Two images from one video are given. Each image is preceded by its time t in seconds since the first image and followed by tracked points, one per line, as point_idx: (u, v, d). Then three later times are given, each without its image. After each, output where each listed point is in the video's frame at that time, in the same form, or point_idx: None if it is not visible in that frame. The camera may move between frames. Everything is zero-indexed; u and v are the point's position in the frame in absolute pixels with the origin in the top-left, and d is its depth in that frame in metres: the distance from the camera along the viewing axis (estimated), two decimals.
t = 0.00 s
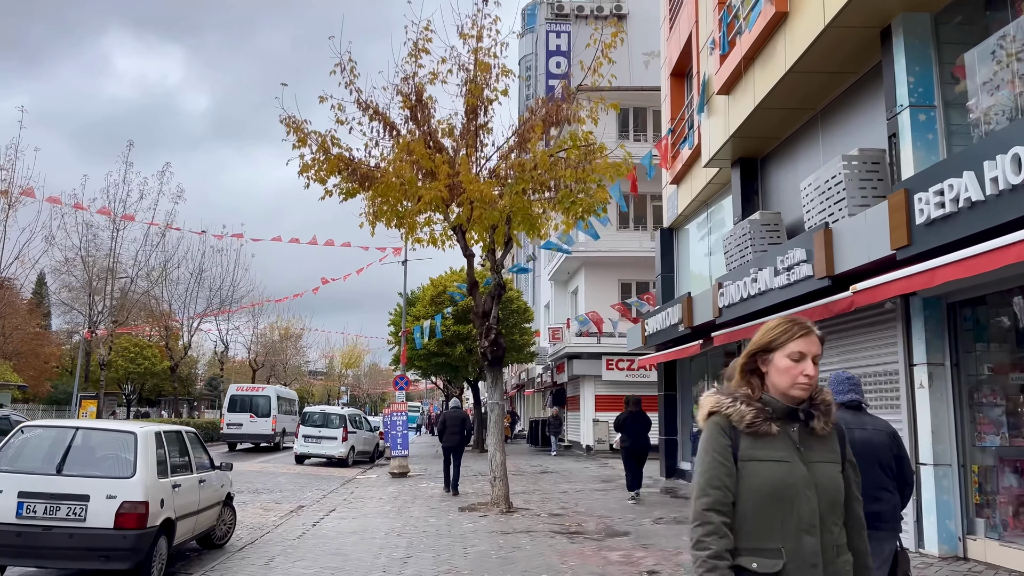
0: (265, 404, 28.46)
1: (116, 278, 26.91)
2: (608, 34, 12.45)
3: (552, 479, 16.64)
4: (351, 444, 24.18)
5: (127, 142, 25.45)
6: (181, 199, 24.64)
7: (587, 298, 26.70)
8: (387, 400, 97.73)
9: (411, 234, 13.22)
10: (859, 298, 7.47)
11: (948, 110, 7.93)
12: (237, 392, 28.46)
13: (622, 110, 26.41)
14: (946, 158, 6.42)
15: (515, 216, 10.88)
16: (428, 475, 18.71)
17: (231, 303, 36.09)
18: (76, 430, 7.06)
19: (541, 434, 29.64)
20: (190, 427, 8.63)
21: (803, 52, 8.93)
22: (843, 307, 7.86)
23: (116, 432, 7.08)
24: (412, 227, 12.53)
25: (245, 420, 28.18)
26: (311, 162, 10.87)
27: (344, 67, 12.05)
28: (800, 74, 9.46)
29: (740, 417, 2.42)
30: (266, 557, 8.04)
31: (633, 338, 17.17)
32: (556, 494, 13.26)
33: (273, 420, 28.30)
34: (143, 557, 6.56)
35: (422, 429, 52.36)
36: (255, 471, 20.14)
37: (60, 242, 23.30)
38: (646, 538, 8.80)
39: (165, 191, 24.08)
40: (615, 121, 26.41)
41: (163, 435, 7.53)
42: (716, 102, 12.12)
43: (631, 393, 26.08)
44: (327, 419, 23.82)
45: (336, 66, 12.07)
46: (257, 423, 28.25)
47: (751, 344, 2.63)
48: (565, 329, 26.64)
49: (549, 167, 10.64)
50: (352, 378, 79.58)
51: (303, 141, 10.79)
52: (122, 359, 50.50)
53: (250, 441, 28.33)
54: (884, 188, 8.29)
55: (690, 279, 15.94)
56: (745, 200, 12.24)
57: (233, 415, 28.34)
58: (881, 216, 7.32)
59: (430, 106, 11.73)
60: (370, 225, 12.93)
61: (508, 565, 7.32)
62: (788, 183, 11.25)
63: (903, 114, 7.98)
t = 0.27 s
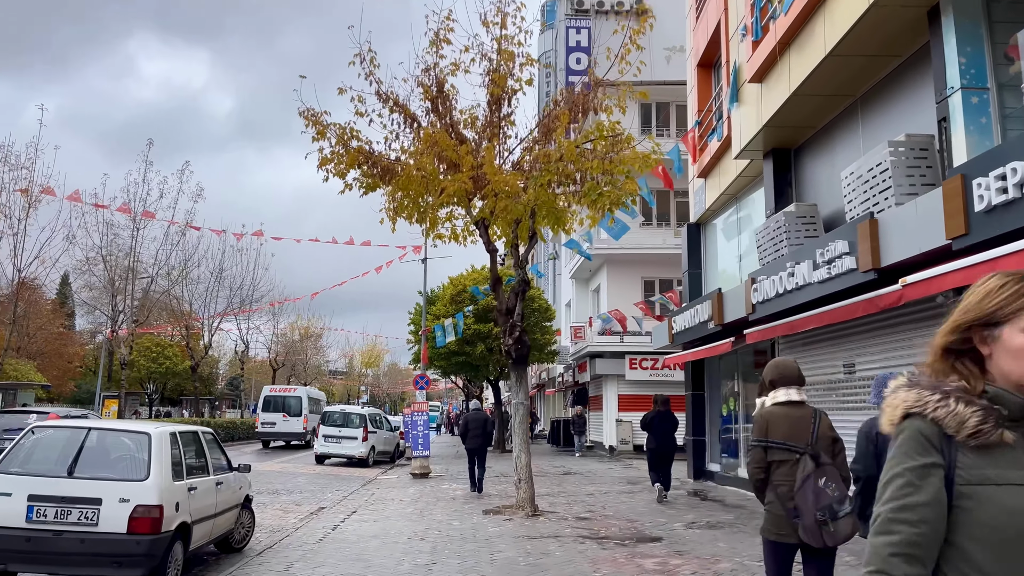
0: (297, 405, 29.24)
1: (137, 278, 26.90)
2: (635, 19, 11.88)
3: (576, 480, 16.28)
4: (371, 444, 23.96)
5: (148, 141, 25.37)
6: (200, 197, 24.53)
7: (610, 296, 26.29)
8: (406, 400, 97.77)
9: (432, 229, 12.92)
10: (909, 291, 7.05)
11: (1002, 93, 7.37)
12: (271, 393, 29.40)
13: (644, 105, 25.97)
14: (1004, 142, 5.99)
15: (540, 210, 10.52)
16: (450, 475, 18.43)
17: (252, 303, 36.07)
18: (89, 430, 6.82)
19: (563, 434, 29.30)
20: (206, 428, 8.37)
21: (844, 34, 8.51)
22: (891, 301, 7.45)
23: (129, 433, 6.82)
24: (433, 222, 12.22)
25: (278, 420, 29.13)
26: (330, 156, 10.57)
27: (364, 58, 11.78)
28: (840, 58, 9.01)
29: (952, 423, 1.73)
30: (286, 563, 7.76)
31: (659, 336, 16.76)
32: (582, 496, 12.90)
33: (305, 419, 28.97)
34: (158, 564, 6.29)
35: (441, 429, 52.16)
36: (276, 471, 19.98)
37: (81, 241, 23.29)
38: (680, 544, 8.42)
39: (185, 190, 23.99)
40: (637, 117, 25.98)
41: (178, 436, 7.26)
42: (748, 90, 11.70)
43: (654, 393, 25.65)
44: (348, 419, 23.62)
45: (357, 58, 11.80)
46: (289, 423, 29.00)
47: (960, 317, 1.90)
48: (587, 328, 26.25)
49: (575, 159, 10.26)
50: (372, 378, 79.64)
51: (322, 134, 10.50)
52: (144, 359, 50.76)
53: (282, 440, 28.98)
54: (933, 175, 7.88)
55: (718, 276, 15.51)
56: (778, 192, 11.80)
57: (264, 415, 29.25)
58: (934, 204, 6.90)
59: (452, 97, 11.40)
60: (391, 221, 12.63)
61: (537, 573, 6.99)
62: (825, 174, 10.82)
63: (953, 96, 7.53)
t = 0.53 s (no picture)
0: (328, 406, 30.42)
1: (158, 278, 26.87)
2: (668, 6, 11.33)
3: (602, 481, 15.89)
4: (393, 444, 23.73)
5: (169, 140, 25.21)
6: (221, 196, 24.41)
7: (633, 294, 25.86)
8: (426, 400, 97.67)
9: (454, 224, 12.60)
10: (965, 282, 6.61)
11: None
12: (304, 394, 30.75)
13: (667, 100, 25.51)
14: None
15: (566, 202, 10.12)
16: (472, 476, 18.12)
17: (272, 303, 36.01)
18: (103, 429, 6.56)
19: (586, 434, 28.88)
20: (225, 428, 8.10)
21: (890, 12, 8.08)
22: (944, 294, 7.02)
23: (145, 433, 6.56)
24: (456, 216, 11.89)
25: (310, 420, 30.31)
26: (351, 148, 10.25)
27: (385, 48, 11.49)
28: (884, 38, 8.56)
29: None
30: (307, 568, 7.46)
31: (687, 334, 16.32)
32: (611, 498, 12.50)
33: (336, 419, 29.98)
34: (174, 570, 6.02)
35: (462, 429, 51.91)
36: (298, 471, 19.78)
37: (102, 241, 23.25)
38: (718, 550, 8.01)
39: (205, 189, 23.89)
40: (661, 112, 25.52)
41: (196, 436, 6.99)
42: (782, 78, 11.28)
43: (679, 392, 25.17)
44: (369, 419, 23.39)
45: (378, 48, 11.52)
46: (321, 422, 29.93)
47: None
48: (610, 327, 25.82)
49: (604, 149, 9.86)
50: (392, 378, 79.60)
51: (342, 125, 10.20)
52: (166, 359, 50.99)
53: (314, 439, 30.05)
54: (988, 159, 7.45)
55: (749, 272, 15.06)
56: (814, 183, 11.35)
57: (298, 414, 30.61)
58: (994, 189, 6.47)
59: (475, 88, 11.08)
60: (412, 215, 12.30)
61: None
62: (865, 163, 10.38)
63: (1010, 75, 7.06)
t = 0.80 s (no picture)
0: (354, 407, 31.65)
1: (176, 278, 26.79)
2: None
3: (626, 484, 15.49)
4: (411, 445, 23.46)
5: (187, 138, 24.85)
6: (238, 195, 24.26)
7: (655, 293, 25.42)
8: (444, 401, 97.48)
9: (475, 220, 12.26)
10: None
11: None
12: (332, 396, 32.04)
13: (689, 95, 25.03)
14: None
15: (591, 196, 9.70)
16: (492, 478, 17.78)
17: (290, 303, 35.90)
18: (111, 432, 6.28)
19: (606, 435, 28.46)
20: (239, 429, 7.82)
21: None
22: (999, 287, 6.59)
23: (155, 435, 6.27)
24: (477, 211, 11.56)
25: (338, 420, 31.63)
26: (369, 141, 9.91)
27: (404, 39, 11.20)
28: (928, 20, 8.11)
29: None
30: None
31: (713, 333, 15.89)
32: (637, 502, 12.11)
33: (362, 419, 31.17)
34: None
35: (480, 430, 51.62)
36: (316, 473, 19.54)
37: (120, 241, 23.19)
38: (757, 559, 7.60)
39: (223, 188, 23.77)
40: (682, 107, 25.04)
41: (208, 438, 6.70)
42: (815, 65, 10.84)
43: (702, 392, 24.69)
44: (387, 419, 23.14)
45: (396, 39, 11.22)
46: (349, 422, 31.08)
47: None
48: (632, 326, 25.40)
49: (632, 140, 9.45)
50: (409, 378, 79.50)
51: (360, 117, 9.89)
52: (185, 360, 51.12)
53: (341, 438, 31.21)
54: None
55: (777, 269, 14.62)
56: (850, 174, 10.90)
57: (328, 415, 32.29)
58: None
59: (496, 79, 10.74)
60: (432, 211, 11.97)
61: None
62: (905, 153, 9.92)
63: None
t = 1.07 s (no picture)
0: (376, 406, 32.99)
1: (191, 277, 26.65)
2: None
3: (649, 486, 15.09)
4: (428, 446, 23.16)
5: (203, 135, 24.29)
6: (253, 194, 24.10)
7: (675, 291, 24.98)
8: (459, 401, 97.23)
9: (493, 215, 11.91)
10: None
11: None
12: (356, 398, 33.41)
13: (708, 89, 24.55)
14: None
15: (615, 187, 9.33)
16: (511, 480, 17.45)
17: (306, 303, 35.74)
18: (116, 433, 5.99)
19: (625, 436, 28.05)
20: (251, 429, 7.53)
21: None
22: None
23: (162, 436, 5.98)
24: (496, 204, 11.22)
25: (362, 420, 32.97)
26: (385, 132, 9.62)
27: (420, 28, 10.87)
28: None
29: None
30: None
31: (737, 331, 15.46)
32: (662, 505, 11.72)
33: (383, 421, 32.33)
34: None
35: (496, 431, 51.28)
36: (332, 474, 19.29)
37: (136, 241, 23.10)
38: (794, 567, 7.20)
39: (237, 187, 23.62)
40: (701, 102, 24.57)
41: (219, 440, 6.41)
42: (848, 51, 10.43)
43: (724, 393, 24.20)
44: (404, 420, 22.86)
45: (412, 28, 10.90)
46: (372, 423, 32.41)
47: None
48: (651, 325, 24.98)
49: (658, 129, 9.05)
50: (425, 378, 79.30)
51: (375, 107, 9.58)
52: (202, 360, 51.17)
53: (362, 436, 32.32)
54: None
55: (804, 265, 14.19)
56: (885, 164, 10.47)
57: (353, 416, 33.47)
58: None
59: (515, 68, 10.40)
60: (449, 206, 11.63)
61: None
62: (946, 140, 9.49)
63: None
